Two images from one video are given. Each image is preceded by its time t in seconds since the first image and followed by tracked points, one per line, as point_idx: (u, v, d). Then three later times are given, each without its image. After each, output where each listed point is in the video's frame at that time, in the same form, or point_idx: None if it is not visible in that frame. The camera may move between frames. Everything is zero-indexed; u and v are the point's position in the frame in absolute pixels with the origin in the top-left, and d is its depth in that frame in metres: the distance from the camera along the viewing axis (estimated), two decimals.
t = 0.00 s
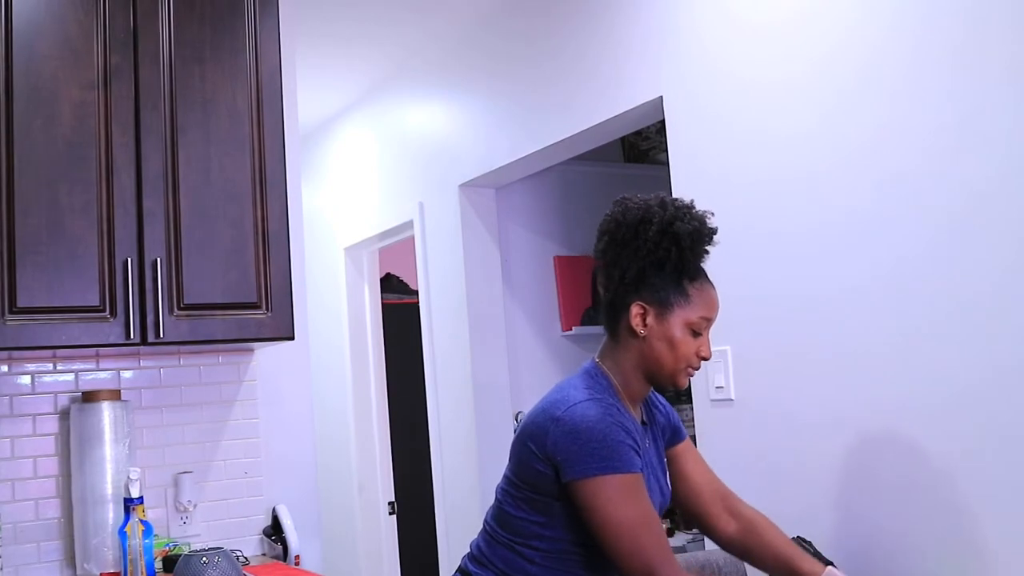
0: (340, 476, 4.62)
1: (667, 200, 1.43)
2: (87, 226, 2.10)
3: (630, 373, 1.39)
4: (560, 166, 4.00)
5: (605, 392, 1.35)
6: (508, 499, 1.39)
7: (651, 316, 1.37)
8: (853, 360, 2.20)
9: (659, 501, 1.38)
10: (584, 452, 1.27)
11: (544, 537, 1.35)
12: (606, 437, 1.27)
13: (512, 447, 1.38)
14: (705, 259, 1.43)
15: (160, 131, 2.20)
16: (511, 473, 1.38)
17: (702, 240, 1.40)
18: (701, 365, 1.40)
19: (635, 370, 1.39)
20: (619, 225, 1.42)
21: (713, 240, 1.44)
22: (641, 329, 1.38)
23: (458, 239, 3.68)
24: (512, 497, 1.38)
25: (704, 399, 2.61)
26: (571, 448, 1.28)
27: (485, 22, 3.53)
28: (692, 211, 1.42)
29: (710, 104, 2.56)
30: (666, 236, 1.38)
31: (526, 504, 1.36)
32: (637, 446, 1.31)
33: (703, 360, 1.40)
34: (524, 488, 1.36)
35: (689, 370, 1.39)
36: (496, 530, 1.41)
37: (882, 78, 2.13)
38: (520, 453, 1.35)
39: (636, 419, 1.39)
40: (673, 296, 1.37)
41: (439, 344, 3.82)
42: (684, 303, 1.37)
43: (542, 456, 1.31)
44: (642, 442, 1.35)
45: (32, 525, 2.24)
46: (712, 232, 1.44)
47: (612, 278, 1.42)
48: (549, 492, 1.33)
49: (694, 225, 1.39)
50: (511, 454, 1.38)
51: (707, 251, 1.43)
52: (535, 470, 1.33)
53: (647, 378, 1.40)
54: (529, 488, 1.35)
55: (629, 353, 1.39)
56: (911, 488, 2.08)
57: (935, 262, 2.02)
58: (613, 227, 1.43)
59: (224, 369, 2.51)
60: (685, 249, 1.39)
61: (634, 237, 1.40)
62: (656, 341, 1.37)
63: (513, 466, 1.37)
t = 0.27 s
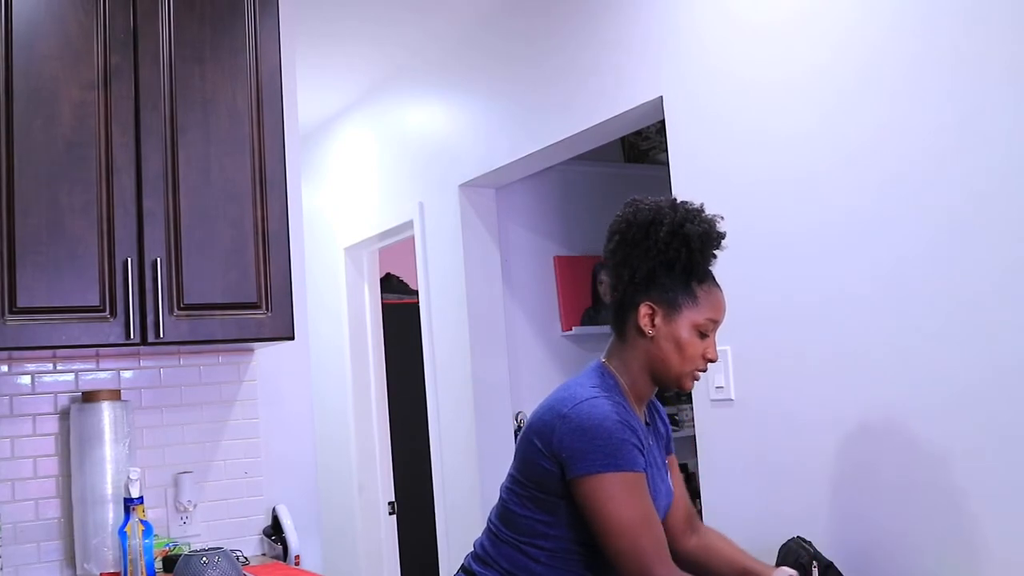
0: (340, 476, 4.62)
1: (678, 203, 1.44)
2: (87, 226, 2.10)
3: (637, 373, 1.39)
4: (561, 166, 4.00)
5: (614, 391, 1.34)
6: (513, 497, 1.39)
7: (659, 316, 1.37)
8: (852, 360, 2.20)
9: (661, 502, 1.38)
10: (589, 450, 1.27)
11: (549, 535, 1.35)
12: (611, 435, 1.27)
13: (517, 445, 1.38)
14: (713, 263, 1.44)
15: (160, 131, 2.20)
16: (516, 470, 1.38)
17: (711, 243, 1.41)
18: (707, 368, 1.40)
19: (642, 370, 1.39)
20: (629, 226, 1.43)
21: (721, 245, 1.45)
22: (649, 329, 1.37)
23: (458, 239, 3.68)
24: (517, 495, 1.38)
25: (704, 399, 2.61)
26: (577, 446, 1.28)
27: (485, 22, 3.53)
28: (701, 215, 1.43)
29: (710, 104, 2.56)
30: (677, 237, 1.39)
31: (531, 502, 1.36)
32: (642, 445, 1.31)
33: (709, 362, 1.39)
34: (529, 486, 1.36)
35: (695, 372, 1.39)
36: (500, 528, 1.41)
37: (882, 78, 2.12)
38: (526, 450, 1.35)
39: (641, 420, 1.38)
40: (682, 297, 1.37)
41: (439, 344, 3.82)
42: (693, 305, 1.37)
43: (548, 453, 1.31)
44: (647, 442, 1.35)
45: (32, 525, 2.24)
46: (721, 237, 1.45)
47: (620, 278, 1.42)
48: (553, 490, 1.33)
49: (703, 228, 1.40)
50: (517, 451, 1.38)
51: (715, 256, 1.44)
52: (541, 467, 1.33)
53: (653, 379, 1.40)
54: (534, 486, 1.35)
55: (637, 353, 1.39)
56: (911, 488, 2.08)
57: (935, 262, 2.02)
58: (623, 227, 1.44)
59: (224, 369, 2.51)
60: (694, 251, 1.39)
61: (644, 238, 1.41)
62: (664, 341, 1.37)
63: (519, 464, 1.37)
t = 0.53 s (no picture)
0: (340, 476, 4.62)
1: (682, 205, 1.44)
2: (87, 226, 2.10)
3: (639, 374, 1.39)
4: (561, 166, 4.00)
5: (623, 393, 1.34)
6: (521, 498, 1.38)
7: (661, 317, 1.37)
8: (852, 360, 2.20)
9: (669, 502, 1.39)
10: (616, 452, 1.27)
11: (559, 537, 1.34)
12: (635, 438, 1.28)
13: (528, 447, 1.37)
14: (716, 266, 1.44)
15: (160, 131, 2.20)
16: (526, 473, 1.37)
17: (715, 246, 1.41)
18: (709, 370, 1.40)
19: (644, 371, 1.39)
20: (634, 227, 1.43)
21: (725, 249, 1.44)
22: (651, 330, 1.37)
23: (459, 239, 3.68)
24: (527, 497, 1.37)
25: (704, 399, 2.61)
26: (600, 449, 1.28)
27: (486, 22, 3.53)
28: (705, 218, 1.42)
29: (710, 104, 2.56)
30: (680, 239, 1.39)
31: (544, 505, 1.35)
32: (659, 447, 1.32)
33: (711, 364, 1.39)
34: (543, 488, 1.35)
35: (697, 374, 1.39)
36: (506, 528, 1.40)
37: (882, 78, 2.12)
38: (540, 453, 1.34)
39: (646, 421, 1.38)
40: (684, 299, 1.37)
41: (439, 344, 3.82)
42: (695, 307, 1.37)
43: (567, 456, 1.31)
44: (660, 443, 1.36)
45: (32, 525, 2.24)
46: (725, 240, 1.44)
47: (623, 279, 1.42)
48: (570, 492, 1.32)
49: (707, 231, 1.40)
50: (527, 453, 1.37)
51: (720, 258, 1.44)
52: (558, 470, 1.32)
53: (655, 380, 1.40)
54: (549, 489, 1.34)
55: (639, 354, 1.39)
56: (910, 487, 2.08)
57: (935, 262, 2.02)
58: (628, 229, 1.44)
59: (224, 369, 2.51)
60: (698, 253, 1.39)
61: (648, 239, 1.41)
62: (666, 342, 1.37)
63: (531, 466, 1.36)
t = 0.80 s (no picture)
0: (340, 476, 4.62)
1: (675, 204, 1.44)
2: (87, 226, 2.10)
3: (640, 374, 1.40)
4: (560, 166, 4.00)
5: (632, 395, 1.34)
6: (529, 500, 1.38)
7: (659, 316, 1.37)
8: (852, 360, 2.20)
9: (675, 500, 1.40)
10: (638, 452, 1.27)
11: (566, 538, 1.34)
12: (654, 438, 1.28)
13: (539, 449, 1.36)
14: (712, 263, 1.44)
15: (160, 131, 2.20)
16: (536, 476, 1.37)
17: (709, 243, 1.41)
18: (710, 367, 1.39)
19: (645, 370, 1.39)
20: (627, 228, 1.44)
21: (720, 245, 1.45)
22: (650, 330, 1.37)
23: (459, 239, 3.68)
24: (536, 499, 1.37)
25: (704, 399, 2.61)
26: (620, 451, 1.28)
27: (486, 22, 3.53)
28: (699, 215, 1.43)
29: (710, 104, 2.56)
30: (674, 237, 1.40)
31: (555, 507, 1.35)
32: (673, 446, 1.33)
33: (712, 361, 1.39)
34: (555, 491, 1.34)
35: (697, 371, 1.39)
36: (510, 529, 1.41)
37: (882, 79, 2.12)
38: (554, 455, 1.34)
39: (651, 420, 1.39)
40: (682, 297, 1.37)
41: (439, 344, 3.82)
42: (692, 304, 1.37)
43: (583, 459, 1.31)
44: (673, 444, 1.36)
45: (32, 525, 2.24)
46: (720, 237, 1.45)
47: (620, 279, 1.43)
48: (585, 494, 1.32)
49: (701, 228, 1.40)
50: (538, 455, 1.37)
51: (715, 256, 1.44)
52: (573, 473, 1.32)
53: (656, 380, 1.40)
54: (562, 491, 1.34)
55: (639, 354, 1.39)
56: (910, 487, 2.08)
57: (934, 262, 2.02)
58: (622, 230, 1.45)
59: (224, 369, 2.51)
60: (692, 251, 1.39)
61: (642, 239, 1.42)
62: (665, 341, 1.37)
63: (542, 468, 1.36)
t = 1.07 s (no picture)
0: (340, 476, 4.62)
1: (675, 204, 1.44)
2: (87, 226, 2.10)
3: (640, 374, 1.39)
4: (561, 166, 4.00)
5: (628, 393, 1.35)
6: (524, 499, 1.38)
7: (660, 317, 1.37)
8: (852, 360, 2.20)
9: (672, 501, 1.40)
10: (627, 450, 1.27)
11: (561, 538, 1.34)
12: (644, 437, 1.28)
13: (534, 448, 1.37)
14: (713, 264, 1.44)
15: (160, 131, 2.20)
16: (529, 476, 1.37)
17: (710, 244, 1.41)
18: (711, 368, 1.39)
19: (645, 371, 1.39)
20: (627, 229, 1.44)
21: (721, 246, 1.44)
22: (651, 331, 1.37)
23: (459, 239, 3.68)
24: (531, 498, 1.37)
25: (703, 399, 2.61)
26: (610, 449, 1.28)
27: (485, 22, 3.53)
28: (699, 216, 1.42)
29: (710, 104, 2.56)
30: (674, 238, 1.39)
31: (548, 506, 1.35)
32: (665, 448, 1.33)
33: (713, 362, 1.39)
34: (548, 490, 1.35)
35: (698, 372, 1.39)
36: (508, 530, 1.40)
37: (883, 79, 2.12)
38: (546, 454, 1.34)
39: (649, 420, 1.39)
40: (682, 298, 1.37)
41: (439, 344, 3.82)
42: (693, 305, 1.37)
43: (574, 457, 1.31)
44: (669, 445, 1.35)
45: (32, 525, 2.24)
46: (721, 238, 1.44)
47: (620, 280, 1.43)
48: (576, 493, 1.32)
49: (701, 229, 1.40)
50: (532, 454, 1.37)
51: (716, 256, 1.44)
52: (565, 471, 1.32)
53: (656, 380, 1.40)
54: (554, 490, 1.34)
55: (640, 355, 1.39)
56: (910, 487, 2.08)
57: (934, 262, 2.02)
58: (622, 230, 1.44)
59: (224, 369, 2.51)
60: (693, 252, 1.39)
61: (642, 240, 1.41)
62: (666, 342, 1.37)
63: (536, 467, 1.36)
